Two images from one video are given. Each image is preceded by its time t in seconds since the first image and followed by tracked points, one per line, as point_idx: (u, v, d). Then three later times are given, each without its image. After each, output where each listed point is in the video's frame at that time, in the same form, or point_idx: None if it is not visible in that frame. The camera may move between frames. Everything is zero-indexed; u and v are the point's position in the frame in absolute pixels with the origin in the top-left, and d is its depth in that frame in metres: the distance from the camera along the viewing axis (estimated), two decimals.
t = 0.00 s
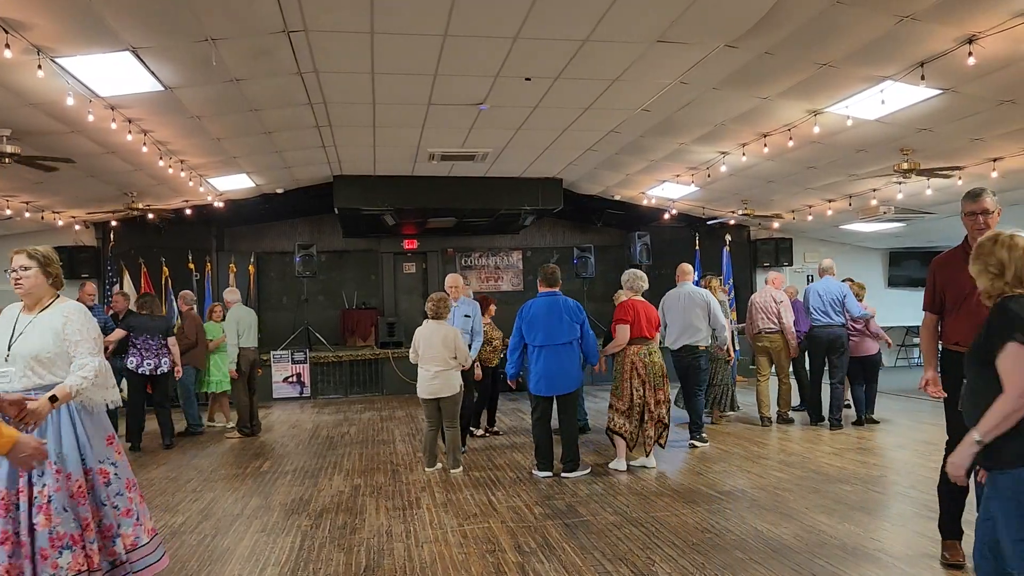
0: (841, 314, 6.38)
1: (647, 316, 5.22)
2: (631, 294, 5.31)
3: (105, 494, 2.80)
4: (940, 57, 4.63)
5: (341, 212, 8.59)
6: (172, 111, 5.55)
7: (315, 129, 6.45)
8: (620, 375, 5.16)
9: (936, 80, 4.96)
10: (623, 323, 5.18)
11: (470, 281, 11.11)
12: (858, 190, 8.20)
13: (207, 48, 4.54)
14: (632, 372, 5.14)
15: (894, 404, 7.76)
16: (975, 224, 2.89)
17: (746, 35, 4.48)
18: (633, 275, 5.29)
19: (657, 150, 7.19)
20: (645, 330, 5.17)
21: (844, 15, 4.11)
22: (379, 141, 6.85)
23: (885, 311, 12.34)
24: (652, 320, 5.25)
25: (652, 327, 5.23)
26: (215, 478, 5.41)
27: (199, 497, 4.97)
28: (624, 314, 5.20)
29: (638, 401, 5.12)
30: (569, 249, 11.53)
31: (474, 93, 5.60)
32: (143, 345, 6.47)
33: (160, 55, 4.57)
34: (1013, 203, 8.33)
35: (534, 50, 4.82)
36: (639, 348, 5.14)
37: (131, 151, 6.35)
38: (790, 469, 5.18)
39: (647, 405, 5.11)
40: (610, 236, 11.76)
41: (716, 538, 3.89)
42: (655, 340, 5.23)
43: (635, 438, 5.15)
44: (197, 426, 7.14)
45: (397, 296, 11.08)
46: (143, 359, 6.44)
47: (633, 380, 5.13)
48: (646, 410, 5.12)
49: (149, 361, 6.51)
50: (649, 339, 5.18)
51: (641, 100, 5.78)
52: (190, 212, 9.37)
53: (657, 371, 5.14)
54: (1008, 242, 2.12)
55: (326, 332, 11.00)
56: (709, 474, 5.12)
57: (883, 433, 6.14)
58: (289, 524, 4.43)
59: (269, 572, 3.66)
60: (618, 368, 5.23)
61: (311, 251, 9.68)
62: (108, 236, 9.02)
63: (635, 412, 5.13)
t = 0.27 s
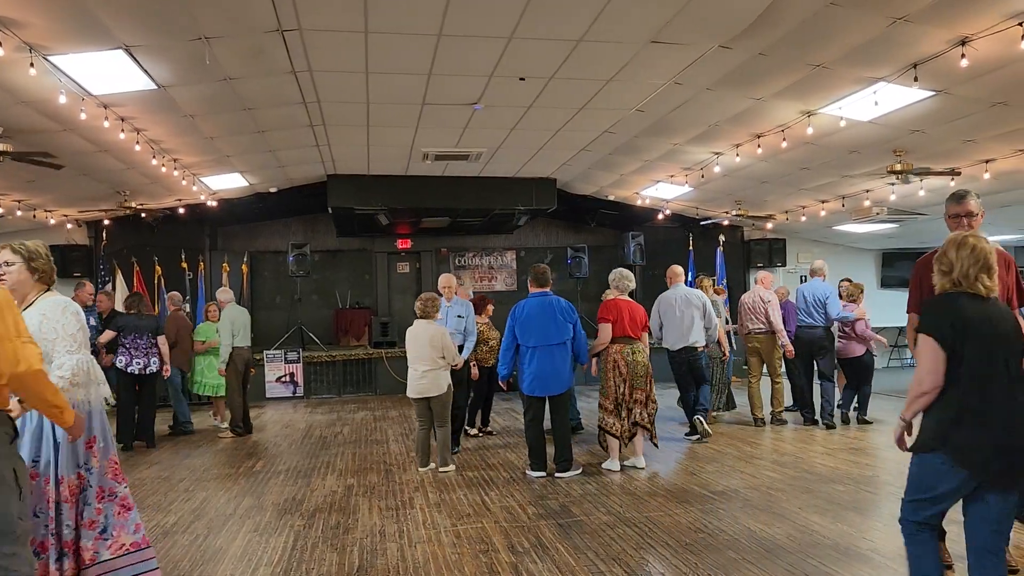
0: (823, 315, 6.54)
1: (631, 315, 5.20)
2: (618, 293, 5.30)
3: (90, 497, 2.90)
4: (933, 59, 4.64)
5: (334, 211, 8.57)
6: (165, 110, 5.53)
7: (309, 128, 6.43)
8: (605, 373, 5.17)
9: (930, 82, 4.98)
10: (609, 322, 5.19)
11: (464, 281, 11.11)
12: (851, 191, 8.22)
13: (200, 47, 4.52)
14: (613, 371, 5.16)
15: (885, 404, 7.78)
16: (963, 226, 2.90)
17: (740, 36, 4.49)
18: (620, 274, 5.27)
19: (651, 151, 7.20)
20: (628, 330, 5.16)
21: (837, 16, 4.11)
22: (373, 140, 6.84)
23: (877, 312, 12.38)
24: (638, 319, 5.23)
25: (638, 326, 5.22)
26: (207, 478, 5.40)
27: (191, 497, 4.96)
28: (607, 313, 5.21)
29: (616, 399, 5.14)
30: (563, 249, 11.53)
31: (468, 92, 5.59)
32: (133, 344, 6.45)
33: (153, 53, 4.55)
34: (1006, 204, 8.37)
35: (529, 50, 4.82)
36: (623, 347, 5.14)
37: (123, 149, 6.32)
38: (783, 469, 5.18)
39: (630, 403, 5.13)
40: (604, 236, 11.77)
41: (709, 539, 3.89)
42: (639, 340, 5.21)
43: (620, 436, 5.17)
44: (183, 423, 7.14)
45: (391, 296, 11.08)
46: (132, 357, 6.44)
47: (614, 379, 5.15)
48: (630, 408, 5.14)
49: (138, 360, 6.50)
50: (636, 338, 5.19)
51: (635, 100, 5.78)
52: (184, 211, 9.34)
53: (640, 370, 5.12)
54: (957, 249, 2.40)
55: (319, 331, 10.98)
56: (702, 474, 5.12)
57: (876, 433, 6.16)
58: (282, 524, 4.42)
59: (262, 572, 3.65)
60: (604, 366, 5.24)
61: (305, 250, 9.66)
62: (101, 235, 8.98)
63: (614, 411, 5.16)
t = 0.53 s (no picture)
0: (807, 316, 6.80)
1: (618, 315, 5.19)
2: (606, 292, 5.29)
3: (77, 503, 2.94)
4: (925, 60, 4.66)
5: (327, 210, 8.55)
6: (156, 108, 5.50)
7: (302, 126, 6.41)
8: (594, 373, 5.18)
9: (921, 83, 5.00)
10: (595, 322, 5.18)
11: (457, 280, 11.10)
12: (843, 192, 8.25)
13: (192, 45, 4.50)
14: (600, 371, 5.17)
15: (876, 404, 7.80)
16: (935, 229, 2.92)
17: (733, 36, 4.49)
18: (609, 274, 5.25)
19: (644, 151, 7.20)
20: (615, 330, 5.16)
21: (830, 17, 4.12)
22: (366, 139, 6.82)
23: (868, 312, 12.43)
24: (626, 318, 5.22)
25: (625, 326, 5.21)
26: (197, 478, 5.37)
27: (182, 496, 4.94)
28: (594, 312, 5.20)
29: (604, 399, 5.15)
30: (556, 249, 11.54)
31: (461, 91, 5.58)
32: (126, 342, 6.43)
33: (145, 51, 4.53)
34: (996, 205, 8.41)
35: (522, 49, 4.81)
36: (610, 346, 5.14)
37: (114, 147, 6.29)
38: (774, 469, 5.19)
39: (619, 403, 5.14)
40: (597, 236, 11.78)
41: (700, 538, 3.89)
42: (627, 339, 5.21)
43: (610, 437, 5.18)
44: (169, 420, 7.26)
45: (383, 295, 11.08)
46: (125, 356, 6.42)
47: (601, 379, 5.16)
48: (619, 408, 5.15)
49: (131, 358, 6.49)
50: (625, 338, 5.19)
51: (628, 100, 5.79)
52: (175, 209, 9.31)
53: (627, 369, 5.13)
54: (922, 257, 2.49)
55: (311, 331, 10.95)
56: (694, 474, 5.13)
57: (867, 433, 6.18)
58: (274, 524, 4.40)
59: (253, 570, 3.64)
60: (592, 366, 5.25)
61: (297, 249, 9.64)
62: (92, 233, 8.94)
63: (602, 411, 5.17)
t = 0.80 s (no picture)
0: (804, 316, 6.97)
1: (608, 314, 5.21)
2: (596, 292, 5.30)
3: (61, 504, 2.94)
4: (915, 62, 4.68)
5: (319, 209, 8.53)
6: (147, 105, 5.47)
7: (293, 125, 6.39)
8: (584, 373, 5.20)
9: (912, 84, 5.02)
10: (584, 322, 5.19)
11: (449, 280, 11.10)
12: (833, 192, 8.28)
13: (183, 42, 4.48)
14: (590, 371, 5.17)
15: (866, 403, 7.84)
16: (919, 230, 2.94)
17: (725, 36, 4.50)
18: (599, 273, 5.26)
19: (636, 150, 7.21)
20: (605, 329, 5.17)
21: (821, 18, 4.14)
22: (358, 137, 6.81)
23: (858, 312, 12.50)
24: (615, 317, 5.22)
25: (615, 325, 5.21)
26: (187, 477, 5.35)
27: (172, 496, 4.91)
28: (584, 312, 5.22)
29: (596, 400, 5.15)
30: (548, 248, 11.54)
31: (453, 90, 5.57)
32: (118, 341, 6.38)
33: (135, 48, 4.50)
34: (986, 206, 8.45)
35: (514, 48, 4.81)
36: (599, 346, 5.14)
37: (104, 145, 6.25)
38: (765, 468, 5.20)
39: (607, 404, 5.15)
40: (589, 236, 11.79)
41: (690, 537, 3.90)
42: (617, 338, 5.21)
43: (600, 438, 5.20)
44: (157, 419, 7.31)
45: (375, 294, 11.07)
46: (118, 355, 6.38)
47: (591, 378, 5.16)
48: (607, 408, 5.16)
49: (123, 357, 6.45)
50: (615, 337, 5.20)
51: (620, 100, 5.79)
52: (166, 207, 9.26)
53: (617, 368, 5.13)
54: (894, 250, 2.64)
55: (303, 330, 10.92)
56: (685, 473, 5.15)
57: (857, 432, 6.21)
58: (264, 523, 4.38)
59: (243, 571, 3.63)
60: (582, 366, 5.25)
61: (289, 248, 9.61)
62: (81, 232, 8.88)
63: (594, 412, 5.17)
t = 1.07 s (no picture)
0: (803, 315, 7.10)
1: (600, 314, 5.21)
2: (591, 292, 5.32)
3: (49, 502, 2.87)
4: (907, 63, 4.70)
5: (311, 208, 8.51)
6: (138, 103, 5.45)
7: (286, 124, 6.38)
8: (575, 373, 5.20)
9: (904, 85, 5.04)
10: (575, 322, 5.19)
11: (441, 279, 11.09)
12: (825, 193, 8.31)
13: (175, 40, 4.46)
14: (582, 371, 5.17)
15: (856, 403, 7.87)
16: (933, 231, 2.98)
17: (718, 36, 4.50)
18: (594, 274, 5.27)
19: (628, 150, 7.22)
20: (597, 330, 5.17)
21: (813, 19, 4.14)
22: (351, 136, 6.79)
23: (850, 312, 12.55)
24: (607, 318, 5.22)
25: (607, 325, 5.21)
26: (178, 477, 5.32)
27: (163, 496, 4.89)
28: (575, 313, 5.22)
29: (589, 399, 5.15)
30: (540, 248, 11.54)
31: (446, 89, 5.56)
32: (108, 340, 6.37)
33: (127, 46, 4.48)
34: (977, 208, 8.49)
35: (507, 47, 4.80)
36: (592, 346, 5.15)
37: (95, 143, 6.22)
38: (757, 468, 5.21)
39: (597, 404, 5.14)
40: (581, 235, 11.79)
41: (681, 537, 3.91)
42: (610, 339, 5.21)
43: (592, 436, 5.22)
44: (147, 412, 7.34)
45: (367, 293, 11.06)
46: (108, 354, 6.37)
47: (583, 378, 5.16)
48: (597, 409, 5.15)
49: (113, 356, 6.44)
50: (610, 338, 5.20)
51: (613, 100, 5.80)
52: (157, 206, 9.22)
53: (610, 369, 5.14)
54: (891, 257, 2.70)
55: (295, 330, 10.90)
56: (676, 472, 5.16)
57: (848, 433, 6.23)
58: (256, 523, 4.37)
59: (234, 570, 3.62)
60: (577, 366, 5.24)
61: (281, 247, 9.59)
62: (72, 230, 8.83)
63: (586, 411, 5.17)
